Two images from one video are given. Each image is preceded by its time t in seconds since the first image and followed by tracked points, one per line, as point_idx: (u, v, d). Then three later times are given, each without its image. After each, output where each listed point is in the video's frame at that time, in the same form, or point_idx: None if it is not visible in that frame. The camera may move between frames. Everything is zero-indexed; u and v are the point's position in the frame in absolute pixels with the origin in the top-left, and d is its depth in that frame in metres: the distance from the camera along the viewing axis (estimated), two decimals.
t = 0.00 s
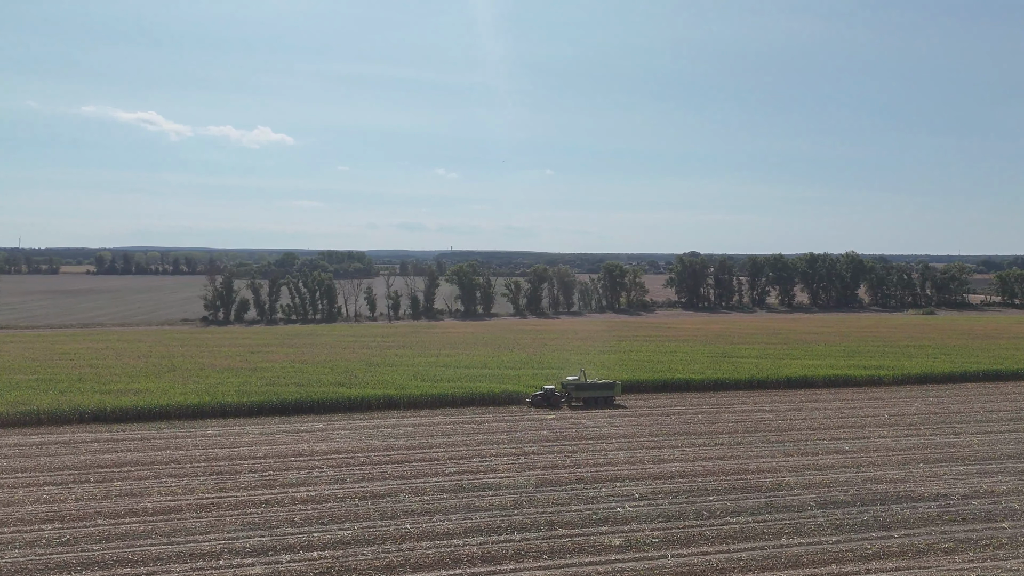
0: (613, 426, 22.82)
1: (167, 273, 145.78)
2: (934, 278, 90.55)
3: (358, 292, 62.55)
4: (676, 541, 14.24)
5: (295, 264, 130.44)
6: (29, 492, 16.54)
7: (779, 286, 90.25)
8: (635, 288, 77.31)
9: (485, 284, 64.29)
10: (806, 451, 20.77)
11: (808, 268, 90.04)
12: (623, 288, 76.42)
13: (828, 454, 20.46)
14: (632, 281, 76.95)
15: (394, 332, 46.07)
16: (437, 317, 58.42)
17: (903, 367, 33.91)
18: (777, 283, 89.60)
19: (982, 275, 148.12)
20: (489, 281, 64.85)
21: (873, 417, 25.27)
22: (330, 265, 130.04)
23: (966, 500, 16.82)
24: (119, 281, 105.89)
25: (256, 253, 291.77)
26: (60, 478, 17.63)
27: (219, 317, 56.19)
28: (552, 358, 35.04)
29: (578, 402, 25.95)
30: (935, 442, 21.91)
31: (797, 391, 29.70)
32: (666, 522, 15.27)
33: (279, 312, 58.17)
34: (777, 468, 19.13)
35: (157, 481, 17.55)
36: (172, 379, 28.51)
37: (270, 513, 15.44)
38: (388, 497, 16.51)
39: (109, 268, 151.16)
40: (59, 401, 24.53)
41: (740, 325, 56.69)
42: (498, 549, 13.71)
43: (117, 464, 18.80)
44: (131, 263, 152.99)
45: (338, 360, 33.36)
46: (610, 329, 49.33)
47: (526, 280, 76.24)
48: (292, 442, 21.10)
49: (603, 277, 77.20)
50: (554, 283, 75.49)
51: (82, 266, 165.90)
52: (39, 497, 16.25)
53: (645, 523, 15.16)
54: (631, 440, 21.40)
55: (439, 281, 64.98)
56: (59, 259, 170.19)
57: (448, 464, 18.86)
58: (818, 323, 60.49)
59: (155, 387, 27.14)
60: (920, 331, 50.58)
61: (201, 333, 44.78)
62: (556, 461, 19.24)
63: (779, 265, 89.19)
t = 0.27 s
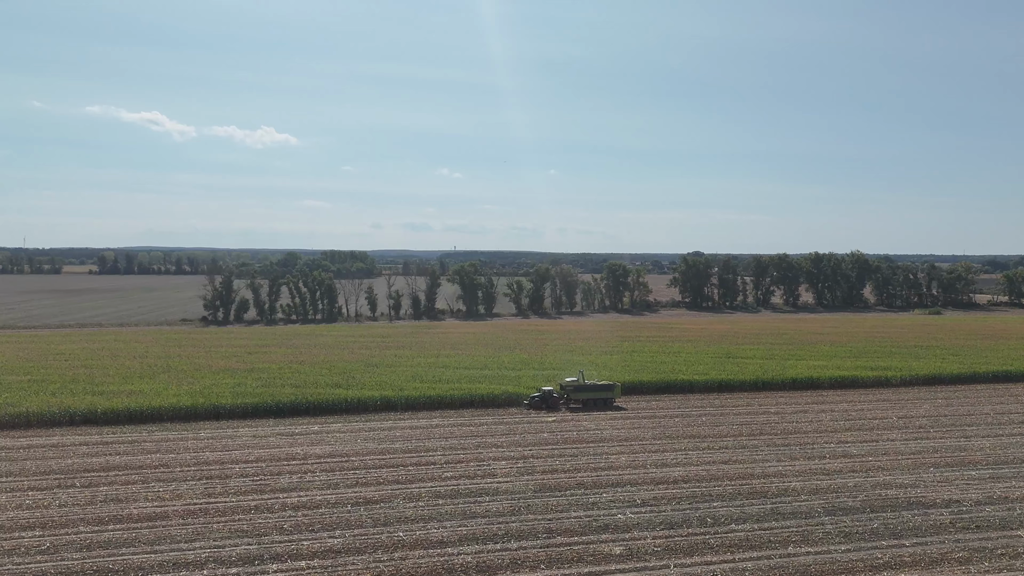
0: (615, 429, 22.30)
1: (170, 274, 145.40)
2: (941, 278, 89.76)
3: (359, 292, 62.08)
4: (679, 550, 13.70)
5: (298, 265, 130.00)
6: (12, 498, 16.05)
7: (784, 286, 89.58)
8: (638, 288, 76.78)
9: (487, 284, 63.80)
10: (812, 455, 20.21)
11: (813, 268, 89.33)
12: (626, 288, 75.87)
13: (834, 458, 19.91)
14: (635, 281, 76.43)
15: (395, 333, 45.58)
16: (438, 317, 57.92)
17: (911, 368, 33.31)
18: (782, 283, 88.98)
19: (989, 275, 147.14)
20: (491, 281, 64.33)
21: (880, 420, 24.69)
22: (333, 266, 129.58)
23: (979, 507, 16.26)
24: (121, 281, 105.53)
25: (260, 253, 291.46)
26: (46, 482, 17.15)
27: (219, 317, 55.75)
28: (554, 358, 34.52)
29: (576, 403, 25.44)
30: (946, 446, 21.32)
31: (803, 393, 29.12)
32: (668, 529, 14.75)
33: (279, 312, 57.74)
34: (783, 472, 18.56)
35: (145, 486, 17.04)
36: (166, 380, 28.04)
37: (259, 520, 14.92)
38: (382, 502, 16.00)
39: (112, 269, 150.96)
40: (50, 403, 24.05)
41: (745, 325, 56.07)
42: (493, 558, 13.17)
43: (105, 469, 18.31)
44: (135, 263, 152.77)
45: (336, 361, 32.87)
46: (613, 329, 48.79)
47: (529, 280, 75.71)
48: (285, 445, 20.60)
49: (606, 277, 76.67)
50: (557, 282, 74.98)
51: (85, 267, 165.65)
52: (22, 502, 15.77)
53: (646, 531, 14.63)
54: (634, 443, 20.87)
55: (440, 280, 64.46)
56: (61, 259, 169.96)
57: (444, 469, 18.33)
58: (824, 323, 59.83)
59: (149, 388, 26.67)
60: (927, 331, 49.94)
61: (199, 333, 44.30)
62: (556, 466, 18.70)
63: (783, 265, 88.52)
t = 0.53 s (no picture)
0: (617, 432, 21.75)
1: (172, 274, 144.99)
2: (947, 278, 88.99)
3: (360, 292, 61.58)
4: (682, 559, 13.16)
5: (300, 265, 129.56)
6: None
7: (789, 286, 88.93)
8: (642, 288, 76.19)
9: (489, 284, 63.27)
10: (820, 459, 19.66)
11: (818, 268, 88.67)
12: (629, 288, 75.30)
13: (843, 463, 19.34)
14: (639, 281, 75.84)
15: (395, 333, 45.08)
16: (440, 317, 57.38)
17: (919, 369, 32.70)
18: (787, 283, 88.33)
19: (995, 275, 146.21)
20: (493, 280, 63.81)
21: (889, 422, 24.12)
22: (336, 266, 129.08)
23: (994, 514, 15.69)
24: (121, 281, 105.07)
25: (263, 253, 291.15)
26: (30, 487, 16.65)
27: (218, 317, 55.30)
28: (555, 359, 33.97)
29: (576, 405, 24.89)
30: (957, 449, 20.75)
31: (809, 394, 28.55)
32: (671, 537, 14.19)
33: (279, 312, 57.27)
34: (790, 477, 18.01)
35: (132, 491, 16.53)
36: (161, 381, 27.55)
37: (247, 528, 14.40)
38: (376, 508, 15.48)
39: (114, 269, 150.65)
40: (40, 404, 23.56)
41: (750, 326, 55.49)
42: (489, 568, 12.64)
43: (92, 472, 17.81)
44: (137, 263, 152.46)
45: (334, 362, 32.37)
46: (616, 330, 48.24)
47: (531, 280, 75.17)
48: (278, 448, 20.08)
49: (609, 277, 76.09)
50: (559, 282, 74.43)
51: (87, 267, 165.38)
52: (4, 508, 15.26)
53: (649, 540, 14.08)
54: (636, 446, 20.33)
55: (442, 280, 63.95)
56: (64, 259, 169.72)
57: (441, 473, 17.81)
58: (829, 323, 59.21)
59: (142, 389, 26.17)
60: (934, 332, 49.33)
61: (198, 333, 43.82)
62: (556, 470, 18.16)
63: (788, 265, 87.87)
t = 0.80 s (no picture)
0: (620, 435, 21.21)
1: (176, 274, 144.65)
2: (954, 278, 88.13)
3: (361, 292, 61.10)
4: (685, 569, 12.63)
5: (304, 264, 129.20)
6: None
7: (794, 286, 88.27)
8: (645, 287, 75.62)
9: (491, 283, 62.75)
10: (828, 463, 19.09)
11: (824, 268, 87.99)
12: (632, 287, 74.74)
13: (852, 467, 18.77)
14: (642, 281, 75.27)
15: (396, 333, 44.60)
16: (442, 317, 56.86)
17: (928, 370, 32.08)
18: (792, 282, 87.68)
19: (1002, 275, 145.28)
20: (495, 280, 63.29)
21: (898, 425, 23.53)
22: (339, 266, 128.65)
23: (1009, 522, 15.11)
24: (123, 280, 104.70)
25: (266, 253, 290.79)
26: (13, 492, 16.16)
27: (218, 317, 54.86)
28: (556, 360, 33.44)
29: (574, 408, 24.35)
30: (969, 453, 20.16)
31: (816, 396, 27.98)
32: (674, 546, 13.65)
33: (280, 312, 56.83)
34: (797, 482, 17.45)
35: (117, 496, 16.02)
36: (155, 382, 27.07)
37: (234, 535, 13.90)
38: (368, 515, 14.96)
39: (118, 268, 150.37)
40: (30, 406, 23.09)
41: (755, 326, 54.87)
42: None
43: (78, 477, 17.32)
44: (140, 263, 152.21)
45: (333, 362, 31.87)
46: (619, 330, 47.69)
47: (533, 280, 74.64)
48: (271, 451, 19.57)
49: (613, 276, 75.52)
50: (562, 282, 73.89)
51: (91, 267, 165.14)
52: None
53: (651, 549, 13.54)
54: (638, 450, 19.78)
55: (444, 280, 63.41)
56: (68, 259, 169.55)
57: (437, 478, 17.29)
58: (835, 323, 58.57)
59: (135, 391, 25.69)
60: (943, 332, 48.67)
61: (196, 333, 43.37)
62: (556, 475, 17.62)
63: (793, 264, 87.21)
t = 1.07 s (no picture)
0: (621, 439, 20.66)
1: (178, 274, 144.20)
2: (961, 277, 87.34)
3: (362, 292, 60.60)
4: None
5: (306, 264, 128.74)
6: None
7: (799, 285, 87.62)
8: (649, 287, 75.04)
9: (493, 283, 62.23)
10: (835, 468, 18.52)
11: (829, 267, 87.33)
12: (636, 287, 74.18)
13: (861, 472, 18.20)
14: (646, 280, 74.68)
15: (397, 333, 44.11)
16: (443, 317, 56.33)
17: (936, 371, 31.48)
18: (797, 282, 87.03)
19: (1008, 275, 144.45)
20: (497, 280, 62.76)
21: (907, 428, 22.95)
22: (341, 265, 128.20)
23: None
24: (125, 280, 104.33)
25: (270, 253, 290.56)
26: None
27: (218, 317, 54.39)
28: (558, 361, 32.90)
29: (572, 410, 23.81)
30: (981, 458, 19.58)
31: (822, 398, 27.39)
32: (677, 555, 13.10)
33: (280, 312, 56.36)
34: (805, 488, 16.89)
35: (102, 502, 15.51)
36: (148, 383, 26.57)
37: (220, 544, 13.38)
38: (360, 522, 14.44)
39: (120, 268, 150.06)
40: (19, 408, 22.60)
41: (760, 326, 54.27)
42: None
43: (63, 481, 16.81)
44: (143, 263, 151.84)
45: (330, 363, 31.38)
46: (622, 330, 47.15)
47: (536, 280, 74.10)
48: (263, 455, 19.05)
49: (616, 276, 74.95)
50: (565, 282, 73.34)
51: (94, 267, 164.86)
52: None
53: (653, 558, 12.99)
54: (640, 454, 19.24)
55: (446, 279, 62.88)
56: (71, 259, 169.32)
57: (433, 483, 16.76)
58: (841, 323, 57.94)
59: (128, 392, 25.19)
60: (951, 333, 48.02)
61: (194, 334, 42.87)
62: (556, 480, 17.08)
63: (798, 264, 86.52)
